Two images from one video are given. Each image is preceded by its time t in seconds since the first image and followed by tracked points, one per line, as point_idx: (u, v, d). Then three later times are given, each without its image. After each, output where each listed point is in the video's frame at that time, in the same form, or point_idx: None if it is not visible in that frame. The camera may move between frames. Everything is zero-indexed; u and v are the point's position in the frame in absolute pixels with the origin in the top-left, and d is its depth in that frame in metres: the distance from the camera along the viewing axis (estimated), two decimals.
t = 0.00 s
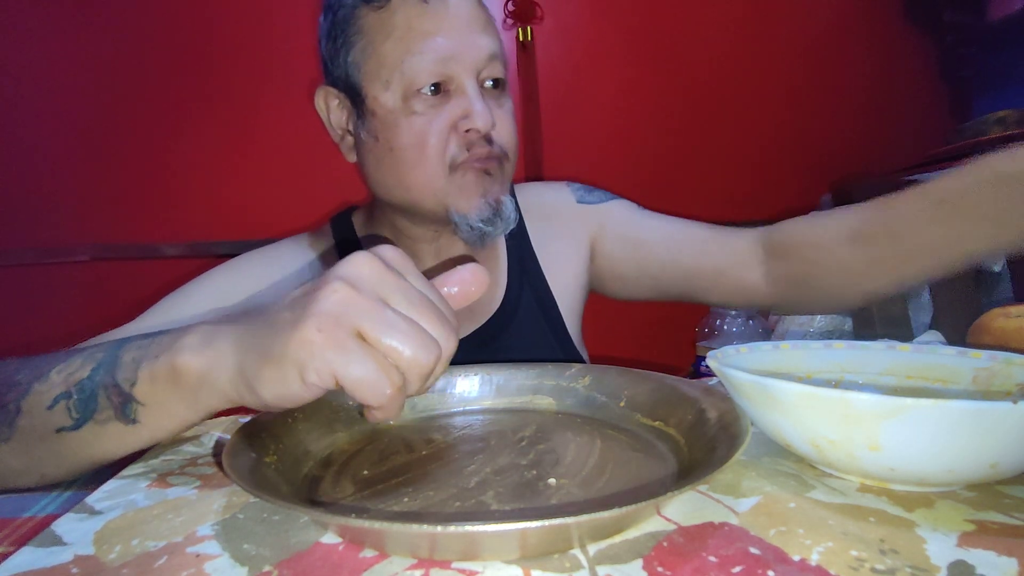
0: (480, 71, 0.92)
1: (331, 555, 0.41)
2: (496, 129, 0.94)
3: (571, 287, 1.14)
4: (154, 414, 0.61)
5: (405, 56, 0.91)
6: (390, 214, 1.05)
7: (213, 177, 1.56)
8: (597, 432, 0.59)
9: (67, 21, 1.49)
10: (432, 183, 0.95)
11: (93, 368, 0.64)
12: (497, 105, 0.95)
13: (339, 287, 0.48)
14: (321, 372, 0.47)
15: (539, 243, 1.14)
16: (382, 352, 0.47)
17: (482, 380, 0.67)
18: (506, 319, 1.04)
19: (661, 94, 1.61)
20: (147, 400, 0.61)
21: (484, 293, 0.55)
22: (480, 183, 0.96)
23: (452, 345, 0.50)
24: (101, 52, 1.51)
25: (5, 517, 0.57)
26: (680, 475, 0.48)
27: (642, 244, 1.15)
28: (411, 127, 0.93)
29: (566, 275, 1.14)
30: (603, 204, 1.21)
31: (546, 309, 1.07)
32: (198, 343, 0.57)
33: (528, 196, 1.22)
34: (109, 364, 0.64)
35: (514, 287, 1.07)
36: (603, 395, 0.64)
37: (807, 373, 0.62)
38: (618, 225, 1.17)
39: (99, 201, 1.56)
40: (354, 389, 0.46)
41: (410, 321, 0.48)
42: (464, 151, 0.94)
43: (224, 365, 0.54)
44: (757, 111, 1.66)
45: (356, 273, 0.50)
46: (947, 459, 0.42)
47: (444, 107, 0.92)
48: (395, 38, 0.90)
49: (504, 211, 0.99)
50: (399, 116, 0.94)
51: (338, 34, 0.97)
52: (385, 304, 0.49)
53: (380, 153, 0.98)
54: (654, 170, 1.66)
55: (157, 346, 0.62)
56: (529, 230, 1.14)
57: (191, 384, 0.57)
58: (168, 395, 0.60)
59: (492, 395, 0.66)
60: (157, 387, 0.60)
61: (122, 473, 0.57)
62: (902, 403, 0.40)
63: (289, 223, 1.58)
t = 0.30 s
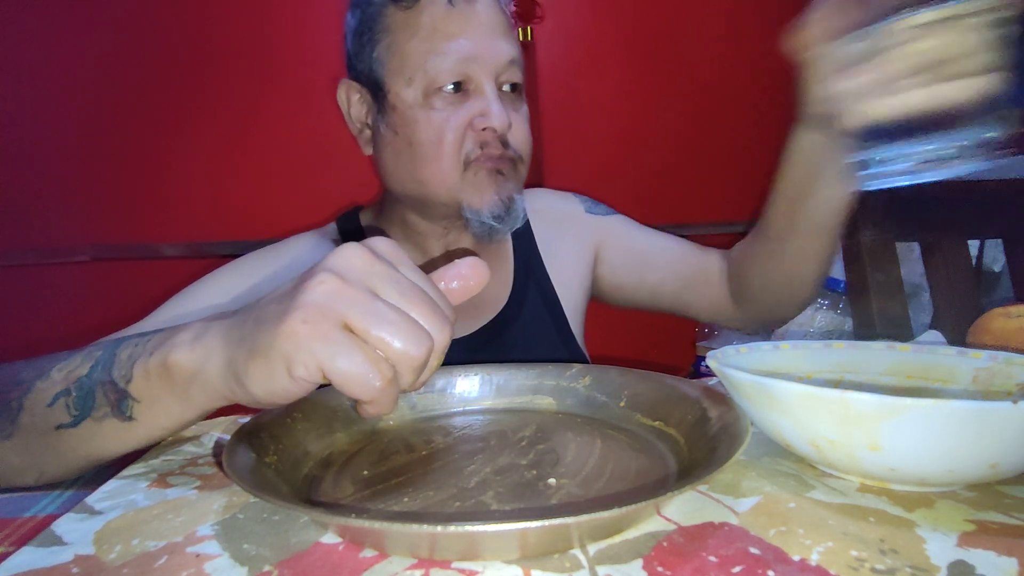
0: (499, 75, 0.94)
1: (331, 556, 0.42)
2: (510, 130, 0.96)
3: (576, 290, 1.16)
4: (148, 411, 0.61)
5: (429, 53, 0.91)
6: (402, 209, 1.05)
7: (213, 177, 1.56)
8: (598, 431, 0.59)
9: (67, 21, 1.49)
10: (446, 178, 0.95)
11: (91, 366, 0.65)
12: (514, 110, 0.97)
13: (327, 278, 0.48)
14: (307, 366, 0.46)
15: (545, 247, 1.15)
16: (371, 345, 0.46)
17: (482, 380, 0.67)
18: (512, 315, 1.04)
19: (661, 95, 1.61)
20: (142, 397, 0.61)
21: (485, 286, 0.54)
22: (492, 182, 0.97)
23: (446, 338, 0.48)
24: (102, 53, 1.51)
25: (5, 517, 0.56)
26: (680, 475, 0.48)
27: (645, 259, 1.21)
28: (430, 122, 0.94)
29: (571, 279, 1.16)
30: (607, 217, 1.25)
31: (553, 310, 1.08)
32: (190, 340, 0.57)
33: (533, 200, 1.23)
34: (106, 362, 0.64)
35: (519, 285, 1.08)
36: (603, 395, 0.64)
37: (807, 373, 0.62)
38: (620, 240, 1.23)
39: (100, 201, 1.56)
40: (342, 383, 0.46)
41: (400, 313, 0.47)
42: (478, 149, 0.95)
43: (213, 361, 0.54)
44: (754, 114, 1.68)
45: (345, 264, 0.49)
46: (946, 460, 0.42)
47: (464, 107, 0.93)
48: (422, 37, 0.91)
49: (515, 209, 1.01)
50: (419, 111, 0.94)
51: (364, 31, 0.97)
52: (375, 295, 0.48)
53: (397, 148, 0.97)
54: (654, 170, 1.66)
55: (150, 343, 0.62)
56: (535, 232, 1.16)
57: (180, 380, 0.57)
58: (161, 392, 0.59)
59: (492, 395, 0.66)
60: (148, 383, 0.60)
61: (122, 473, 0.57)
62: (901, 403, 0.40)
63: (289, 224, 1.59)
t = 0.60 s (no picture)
0: (512, 78, 0.93)
1: (331, 555, 0.42)
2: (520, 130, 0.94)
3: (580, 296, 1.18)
4: (150, 415, 0.61)
5: (443, 53, 0.92)
6: (418, 204, 1.06)
7: (214, 177, 1.56)
8: (598, 432, 0.59)
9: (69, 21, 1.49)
10: (454, 176, 0.97)
11: (100, 367, 0.65)
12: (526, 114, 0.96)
13: (327, 286, 0.47)
14: (307, 375, 0.46)
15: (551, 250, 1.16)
16: (372, 353, 0.46)
17: (482, 380, 0.67)
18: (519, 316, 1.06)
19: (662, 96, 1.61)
20: (145, 401, 0.61)
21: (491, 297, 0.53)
22: (501, 185, 0.97)
23: (448, 345, 0.48)
24: (103, 53, 1.51)
25: (6, 516, 0.56)
26: (680, 475, 0.48)
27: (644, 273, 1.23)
28: (439, 118, 0.94)
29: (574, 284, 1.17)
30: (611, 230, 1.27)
31: (556, 312, 1.08)
32: (192, 344, 0.57)
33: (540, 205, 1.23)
34: (113, 363, 0.65)
35: (526, 286, 1.09)
36: (603, 395, 0.64)
37: (807, 373, 0.62)
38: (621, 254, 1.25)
39: (101, 201, 1.56)
40: (343, 392, 0.45)
41: (401, 321, 0.47)
42: (486, 147, 0.94)
43: (213, 367, 0.54)
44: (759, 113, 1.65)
45: (346, 272, 0.49)
46: (947, 460, 0.42)
47: (475, 104, 0.93)
48: (439, 36, 0.92)
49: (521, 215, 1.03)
50: (430, 107, 0.94)
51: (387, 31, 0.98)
52: (376, 303, 0.47)
53: (410, 143, 0.98)
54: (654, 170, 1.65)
55: (157, 345, 0.62)
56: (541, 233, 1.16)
57: (183, 383, 0.57)
58: (164, 396, 0.59)
59: (492, 395, 0.66)
60: (153, 386, 0.60)
61: (122, 473, 0.57)
62: (902, 404, 0.40)
63: (289, 224, 1.59)
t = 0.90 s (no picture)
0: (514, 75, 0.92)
1: (331, 556, 0.42)
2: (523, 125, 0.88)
3: (584, 297, 1.17)
4: (149, 418, 0.60)
5: (444, 50, 0.91)
6: (421, 201, 1.07)
7: (214, 177, 1.56)
8: (597, 432, 0.59)
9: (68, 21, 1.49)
10: (453, 172, 0.95)
11: (99, 368, 0.65)
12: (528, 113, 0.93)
13: (324, 290, 0.47)
14: (302, 380, 0.46)
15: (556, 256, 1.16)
16: (368, 358, 0.46)
17: (482, 380, 0.67)
18: (523, 315, 1.06)
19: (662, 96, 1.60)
20: (144, 403, 0.61)
21: (494, 300, 0.53)
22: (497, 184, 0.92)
23: (447, 350, 0.48)
24: (103, 53, 1.51)
25: (5, 517, 0.56)
26: (680, 475, 0.48)
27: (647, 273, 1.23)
28: (440, 113, 0.93)
29: (578, 286, 1.17)
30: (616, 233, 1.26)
31: (558, 313, 1.08)
32: (191, 348, 0.57)
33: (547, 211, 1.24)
34: (113, 364, 0.64)
35: (530, 286, 1.09)
36: (603, 395, 0.64)
37: (807, 373, 0.62)
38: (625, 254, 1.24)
39: (100, 201, 1.56)
40: (338, 397, 0.45)
41: (399, 325, 0.47)
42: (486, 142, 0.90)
43: (209, 371, 0.54)
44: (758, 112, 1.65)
45: (344, 277, 0.49)
46: (947, 461, 0.42)
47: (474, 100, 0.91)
48: (441, 32, 0.91)
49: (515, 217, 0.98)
50: (432, 103, 0.94)
51: (395, 28, 1.00)
52: (373, 307, 0.47)
53: (412, 139, 0.98)
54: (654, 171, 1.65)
55: (157, 347, 0.62)
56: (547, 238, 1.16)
57: (181, 386, 0.57)
58: (162, 398, 0.59)
59: (492, 395, 0.66)
60: (152, 388, 0.60)
61: (122, 474, 0.57)
62: (901, 405, 0.40)
63: (290, 224, 1.59)
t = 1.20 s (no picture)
0: (514, 63, 0.91)
1: (331, 556, 0.41)
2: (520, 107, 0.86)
3: (586, 294, 1.17)
4: (147, 417, 0.60)
5: (443, 41, 0.92)
6: (422, 197, 1.06)
7: (213, 176, 1.56)
8: (597, 432, 0.59)
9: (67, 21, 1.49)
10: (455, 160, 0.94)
11: (97, 368, 0.65)
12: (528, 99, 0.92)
13: (321, 287, 0.47)
14: (299, 377, 0.46)
15: (558, 254, 1.16)
16: (366, 355, 0.46)
17: (482, 380, 0.67)
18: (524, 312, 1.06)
19: (661, 96, 1.60)
20: (141, 403, 0.60)
21: (492, 298, 0.53)
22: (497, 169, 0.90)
23: (445, 348, 0.48)
24: (102, 53, 1.51)
25: (5, 517, 0.56)
26: (680, 475, 0.48)
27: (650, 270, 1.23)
28: (440, 101, 0.93)
29: (580, 282, 1.16)
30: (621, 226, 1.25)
31: (560, 312, 1.08)
32: (188, 347, 0.57)
33: (549, 208, 1.24)
34: (111, 364, 0.64)
35: (532, 283, 1.09)
36: (603, 395, 0.64)
37: (807, 373, 0.62)
38: (628, 250, 1.24)
39: (100, 200, 1.56)
40: (335, 394, 0.45)
41: (397, 322, 0.47)
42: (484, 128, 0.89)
43: (206, 370, 0.54)
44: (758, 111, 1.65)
45: (341, 274, 0.48)
46: (946, 461, 0.42)
47: (473, 84, 0.91)
48: (440, 22, 0.92)
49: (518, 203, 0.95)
50: (432, 94, 0.94)
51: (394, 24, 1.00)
52: (370, 304, 0.47)
53: (413, 132, 0.98)
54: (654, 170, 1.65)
55: (155, 346, 0.62)
56: (549, 236, 1.17)
57: (179, 386, 0.57)
58: (160, 398, 0.59)
59: (491, 395, 0.66)
60: (150, 388, 0.60)
61: (121, 474, 0.57)
62: (901, 404, 0.40)
63: (290, 224, 1.59)
